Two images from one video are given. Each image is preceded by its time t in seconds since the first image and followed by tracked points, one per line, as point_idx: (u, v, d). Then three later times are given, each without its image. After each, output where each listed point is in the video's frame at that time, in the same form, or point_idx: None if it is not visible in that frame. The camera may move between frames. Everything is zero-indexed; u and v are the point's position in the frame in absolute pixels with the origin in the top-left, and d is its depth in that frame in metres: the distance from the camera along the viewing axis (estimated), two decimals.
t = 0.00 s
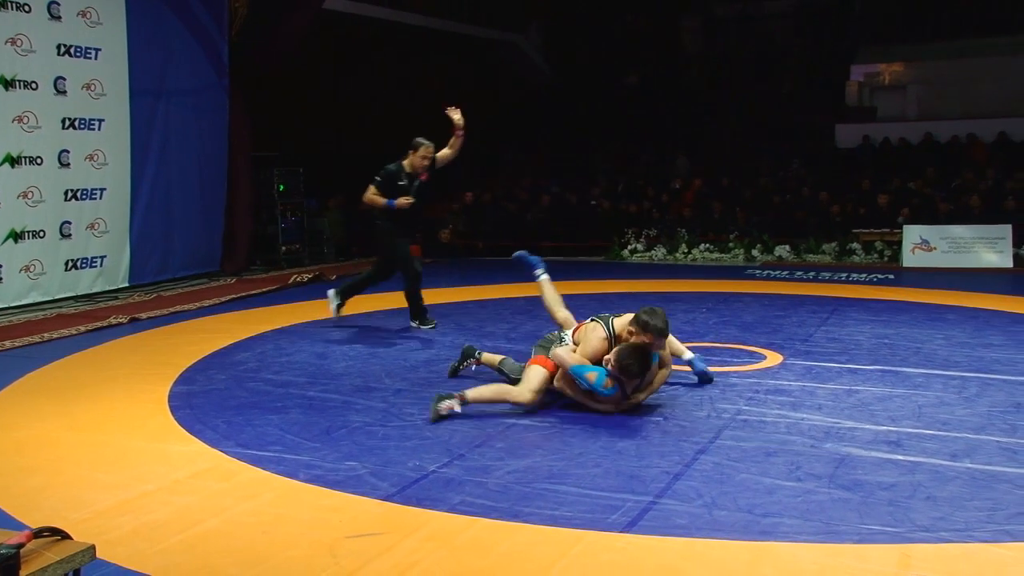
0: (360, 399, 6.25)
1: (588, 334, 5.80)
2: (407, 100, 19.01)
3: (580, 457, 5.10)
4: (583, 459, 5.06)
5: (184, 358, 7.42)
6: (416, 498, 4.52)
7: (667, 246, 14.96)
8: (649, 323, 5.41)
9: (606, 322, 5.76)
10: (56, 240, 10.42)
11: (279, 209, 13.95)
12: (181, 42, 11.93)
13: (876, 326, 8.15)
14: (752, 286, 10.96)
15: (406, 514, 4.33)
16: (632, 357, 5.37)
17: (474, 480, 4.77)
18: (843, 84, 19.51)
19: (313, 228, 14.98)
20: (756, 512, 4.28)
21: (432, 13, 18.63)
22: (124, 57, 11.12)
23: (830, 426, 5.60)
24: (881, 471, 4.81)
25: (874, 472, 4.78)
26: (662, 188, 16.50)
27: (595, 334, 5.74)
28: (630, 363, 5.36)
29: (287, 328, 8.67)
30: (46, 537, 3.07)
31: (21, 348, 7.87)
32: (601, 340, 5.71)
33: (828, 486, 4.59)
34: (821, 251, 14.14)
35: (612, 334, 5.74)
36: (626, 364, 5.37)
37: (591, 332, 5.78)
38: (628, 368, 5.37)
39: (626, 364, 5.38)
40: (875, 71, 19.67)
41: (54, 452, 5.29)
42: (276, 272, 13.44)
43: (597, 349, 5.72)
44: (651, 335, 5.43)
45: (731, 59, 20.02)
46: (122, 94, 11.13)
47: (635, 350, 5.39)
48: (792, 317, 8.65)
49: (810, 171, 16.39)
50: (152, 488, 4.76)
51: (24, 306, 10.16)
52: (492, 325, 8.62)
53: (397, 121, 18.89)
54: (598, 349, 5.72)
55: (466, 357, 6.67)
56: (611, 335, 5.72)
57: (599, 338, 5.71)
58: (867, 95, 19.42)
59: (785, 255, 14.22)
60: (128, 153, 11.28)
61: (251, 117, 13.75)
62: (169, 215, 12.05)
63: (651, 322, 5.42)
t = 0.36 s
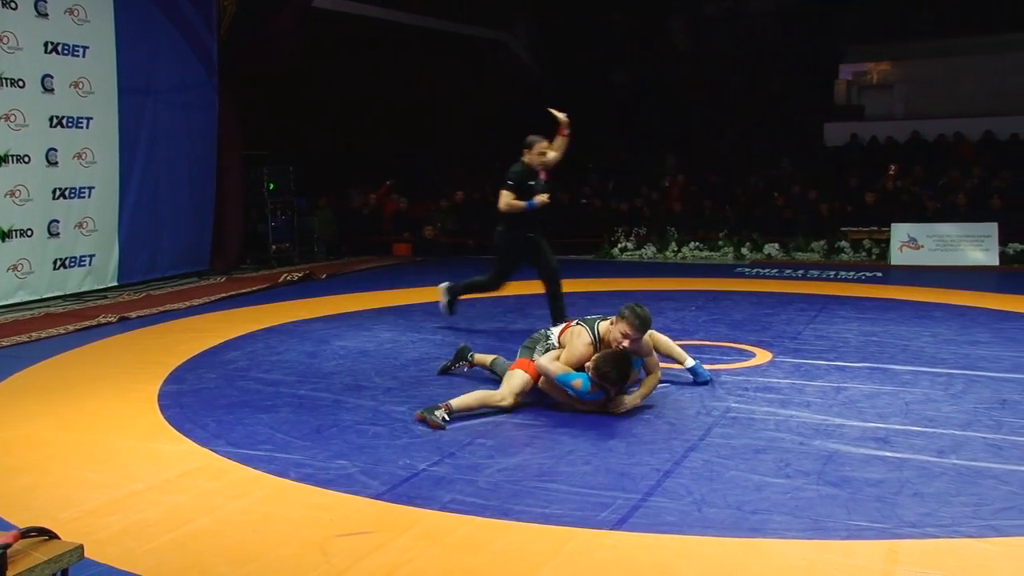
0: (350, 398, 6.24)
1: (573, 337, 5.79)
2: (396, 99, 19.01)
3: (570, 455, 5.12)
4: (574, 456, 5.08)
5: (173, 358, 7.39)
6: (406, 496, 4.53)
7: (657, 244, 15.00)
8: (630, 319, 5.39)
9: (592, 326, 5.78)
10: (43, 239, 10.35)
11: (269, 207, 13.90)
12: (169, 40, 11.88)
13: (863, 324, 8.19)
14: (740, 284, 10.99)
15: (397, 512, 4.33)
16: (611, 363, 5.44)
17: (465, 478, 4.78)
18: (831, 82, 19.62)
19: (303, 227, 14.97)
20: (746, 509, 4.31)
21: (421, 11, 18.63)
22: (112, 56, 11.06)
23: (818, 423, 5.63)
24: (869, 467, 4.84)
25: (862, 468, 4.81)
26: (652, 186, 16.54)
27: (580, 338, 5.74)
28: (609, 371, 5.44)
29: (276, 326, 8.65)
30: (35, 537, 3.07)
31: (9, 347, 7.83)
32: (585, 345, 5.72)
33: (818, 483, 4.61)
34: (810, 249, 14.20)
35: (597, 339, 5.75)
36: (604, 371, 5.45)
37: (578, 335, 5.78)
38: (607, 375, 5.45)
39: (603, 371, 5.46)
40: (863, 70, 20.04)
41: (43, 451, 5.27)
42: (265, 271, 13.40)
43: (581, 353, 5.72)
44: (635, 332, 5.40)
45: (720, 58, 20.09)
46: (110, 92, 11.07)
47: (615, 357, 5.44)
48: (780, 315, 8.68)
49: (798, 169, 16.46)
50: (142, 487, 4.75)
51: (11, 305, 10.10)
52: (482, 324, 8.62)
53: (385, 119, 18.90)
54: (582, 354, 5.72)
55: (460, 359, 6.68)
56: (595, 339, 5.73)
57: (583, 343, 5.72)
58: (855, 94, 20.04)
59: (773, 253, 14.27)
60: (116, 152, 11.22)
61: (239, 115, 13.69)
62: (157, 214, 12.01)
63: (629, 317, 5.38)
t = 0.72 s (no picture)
0: (341, 394, 6.27)
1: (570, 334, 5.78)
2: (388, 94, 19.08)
3: (560, 450, 5.15)
4: (564, 452, 5.10)
5: (167, 353, 7.42)
6: (396, 492, 4.56)
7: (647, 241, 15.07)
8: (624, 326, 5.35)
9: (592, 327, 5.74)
10: (35, 236, 10.37)
11: (260, 204, 13.95)
12: (160, 37, 11.89)
13: (852, 320, 8.23)
14: (731, 281, 11.04)
15: (387, 508, 4.35)
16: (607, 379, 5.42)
17: (455, 473, 4.80)
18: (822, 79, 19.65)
19: (294, 224, 15.03)
20: (734, 504, 4.33)
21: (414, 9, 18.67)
22: (103, 52, 11.07)
23: (807, 418, 5.67)
24: (857, 462, 4.87)
25: (850, 463, 4.84)
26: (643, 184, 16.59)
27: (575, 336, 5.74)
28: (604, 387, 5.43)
29: (269, 322, 8.68)
30: (27, 532, 3.10)
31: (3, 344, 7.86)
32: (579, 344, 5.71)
33: (806, 478, 4.64)
34: (799, 246, 14.29)
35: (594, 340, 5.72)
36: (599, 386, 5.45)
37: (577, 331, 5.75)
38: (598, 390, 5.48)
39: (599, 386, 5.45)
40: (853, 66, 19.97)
41: (36, 447, 5.30)
42: (256, 268, 13.48)
43: (573, 351, 5.73)
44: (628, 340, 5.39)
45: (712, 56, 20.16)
46: (101, 88, 11.08)
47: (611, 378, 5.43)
48: (769, 311, 8.73)
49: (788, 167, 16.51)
50: (133, 482, 4.77)
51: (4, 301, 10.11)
52: (473, 320, 8.66)
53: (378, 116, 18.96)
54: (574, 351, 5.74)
55: (458, 359, 6.73)
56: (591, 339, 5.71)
57: (577, 341, 5.72)
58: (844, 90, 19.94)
59: (762, 250, 14.36)
60: (108, 149, 11.24)
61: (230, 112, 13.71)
62: (149, 210, 12.03)
63: (625, 324, 5.36)
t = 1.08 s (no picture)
0: (340, 391, 6.27)
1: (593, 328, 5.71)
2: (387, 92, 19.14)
3: (559, 447, 5.15)
4: (563, 449, 5.11)
5: (166, 350, 7.43)
6: (395, 489, 4.56)
7: (646, 237, 15.10)
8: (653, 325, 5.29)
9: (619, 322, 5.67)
10: (34, 233, 10.37)
11: (259, 201, 13.99)
12: (159, 35, 11.88)
13: (851, 317, 8.24)
14: (730, 278, 11.04)
15: (386, 504, 4.36)
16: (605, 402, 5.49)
17: (454, 470, 4.81)
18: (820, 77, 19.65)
19: (293, 221, 15.05)
20: (733, 501, 4.34)
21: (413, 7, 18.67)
22: (102, 50, 11.07)
23: (805, 415, 5.68)
24: (855, 459, 4.88)
25: (849, 460, 4.85)
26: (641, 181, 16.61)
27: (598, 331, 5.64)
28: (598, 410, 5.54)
29: (268, 320, 8.69)
30: (27, 528, 3.10)
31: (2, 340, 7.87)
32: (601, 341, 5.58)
33: (805, 475, 4.65)
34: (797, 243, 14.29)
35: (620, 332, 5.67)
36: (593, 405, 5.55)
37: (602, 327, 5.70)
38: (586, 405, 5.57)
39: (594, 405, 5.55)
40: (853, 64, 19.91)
41: (36, 443, 5.30)
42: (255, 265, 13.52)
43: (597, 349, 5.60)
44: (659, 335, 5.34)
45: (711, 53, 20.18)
46: (100, 85, 11.08)
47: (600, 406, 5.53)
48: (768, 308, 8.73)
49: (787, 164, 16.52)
50: (133, 479, 4.78)
51: (3, 298, 10.11)
52: (472, 317, 8.66)
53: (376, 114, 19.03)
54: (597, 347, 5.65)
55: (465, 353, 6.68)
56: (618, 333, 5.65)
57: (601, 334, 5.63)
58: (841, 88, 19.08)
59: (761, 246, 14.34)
60: (106, 146, 11.24)
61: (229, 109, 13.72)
62: (148, 208, 12.03)
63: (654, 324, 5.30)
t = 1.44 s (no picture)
0: (344, 390, 6.28)
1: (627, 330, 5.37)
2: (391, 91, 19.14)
3: (563, 446, 5.15)
4: (566, 448, 5.11)
5: (170, 349, 7.44)
6: (398, 488, 4.56)
7: (649, 237, 15.12)
8: (700, 347, 5.11)
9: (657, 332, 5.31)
10: (39, 232, 10.39)
11: (263, 200, 14.01)
12: (163, 34, 11.90)
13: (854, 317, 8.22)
14: (733, 277, 11.03)
15: (389, 504, 4.36)
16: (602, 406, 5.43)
17: (458, 469, 4.81)
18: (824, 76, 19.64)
19: (296, 220, 15.08)
20: (736, 500, 4.34)
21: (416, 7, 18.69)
22: (107, 49, 11.09)
23: (809, 414, 5.67)
24: (859, 459, 4.86)
25: (853, 460, 4.84)
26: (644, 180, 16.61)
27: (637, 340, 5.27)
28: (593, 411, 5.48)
29: (271, 318, 8.70)
30: (31, 528, 3.09)
31: (6, 339, 7.88)
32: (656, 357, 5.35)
33: (809, 475, 4.64)
34: (802, 242, 14.26)
35: (660, 342, 5.33)
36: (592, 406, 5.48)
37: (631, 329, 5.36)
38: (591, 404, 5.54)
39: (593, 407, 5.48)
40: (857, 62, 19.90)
41: (40, 442, 5.32)
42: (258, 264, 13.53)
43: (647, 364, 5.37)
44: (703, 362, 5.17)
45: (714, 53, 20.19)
46: (104, 84, 11.10)
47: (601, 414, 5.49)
48: (771, 307, 8.71)
49: (790, 163, 16.53)
50: (136, 478, 4.78)
51: (8, 297, 10.15)
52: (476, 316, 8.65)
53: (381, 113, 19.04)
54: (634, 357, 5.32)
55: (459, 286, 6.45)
56: (659, 344, 5.31)
57: (643, 346, 5.25)
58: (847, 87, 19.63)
59: (765, 245, 14.34)
60: (111, 146, 11.26)
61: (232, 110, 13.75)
62: (152, 207, 12.06)
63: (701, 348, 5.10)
